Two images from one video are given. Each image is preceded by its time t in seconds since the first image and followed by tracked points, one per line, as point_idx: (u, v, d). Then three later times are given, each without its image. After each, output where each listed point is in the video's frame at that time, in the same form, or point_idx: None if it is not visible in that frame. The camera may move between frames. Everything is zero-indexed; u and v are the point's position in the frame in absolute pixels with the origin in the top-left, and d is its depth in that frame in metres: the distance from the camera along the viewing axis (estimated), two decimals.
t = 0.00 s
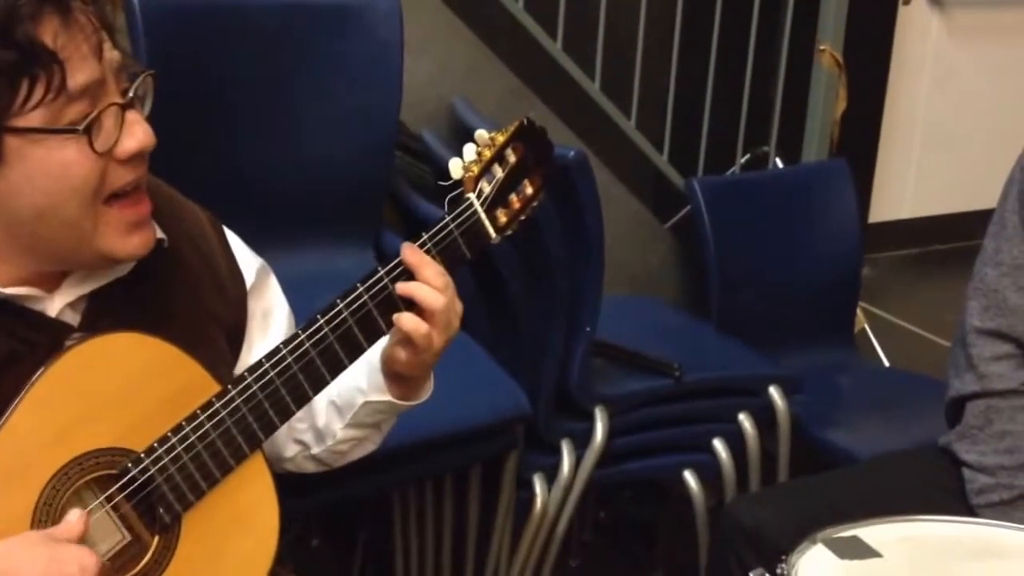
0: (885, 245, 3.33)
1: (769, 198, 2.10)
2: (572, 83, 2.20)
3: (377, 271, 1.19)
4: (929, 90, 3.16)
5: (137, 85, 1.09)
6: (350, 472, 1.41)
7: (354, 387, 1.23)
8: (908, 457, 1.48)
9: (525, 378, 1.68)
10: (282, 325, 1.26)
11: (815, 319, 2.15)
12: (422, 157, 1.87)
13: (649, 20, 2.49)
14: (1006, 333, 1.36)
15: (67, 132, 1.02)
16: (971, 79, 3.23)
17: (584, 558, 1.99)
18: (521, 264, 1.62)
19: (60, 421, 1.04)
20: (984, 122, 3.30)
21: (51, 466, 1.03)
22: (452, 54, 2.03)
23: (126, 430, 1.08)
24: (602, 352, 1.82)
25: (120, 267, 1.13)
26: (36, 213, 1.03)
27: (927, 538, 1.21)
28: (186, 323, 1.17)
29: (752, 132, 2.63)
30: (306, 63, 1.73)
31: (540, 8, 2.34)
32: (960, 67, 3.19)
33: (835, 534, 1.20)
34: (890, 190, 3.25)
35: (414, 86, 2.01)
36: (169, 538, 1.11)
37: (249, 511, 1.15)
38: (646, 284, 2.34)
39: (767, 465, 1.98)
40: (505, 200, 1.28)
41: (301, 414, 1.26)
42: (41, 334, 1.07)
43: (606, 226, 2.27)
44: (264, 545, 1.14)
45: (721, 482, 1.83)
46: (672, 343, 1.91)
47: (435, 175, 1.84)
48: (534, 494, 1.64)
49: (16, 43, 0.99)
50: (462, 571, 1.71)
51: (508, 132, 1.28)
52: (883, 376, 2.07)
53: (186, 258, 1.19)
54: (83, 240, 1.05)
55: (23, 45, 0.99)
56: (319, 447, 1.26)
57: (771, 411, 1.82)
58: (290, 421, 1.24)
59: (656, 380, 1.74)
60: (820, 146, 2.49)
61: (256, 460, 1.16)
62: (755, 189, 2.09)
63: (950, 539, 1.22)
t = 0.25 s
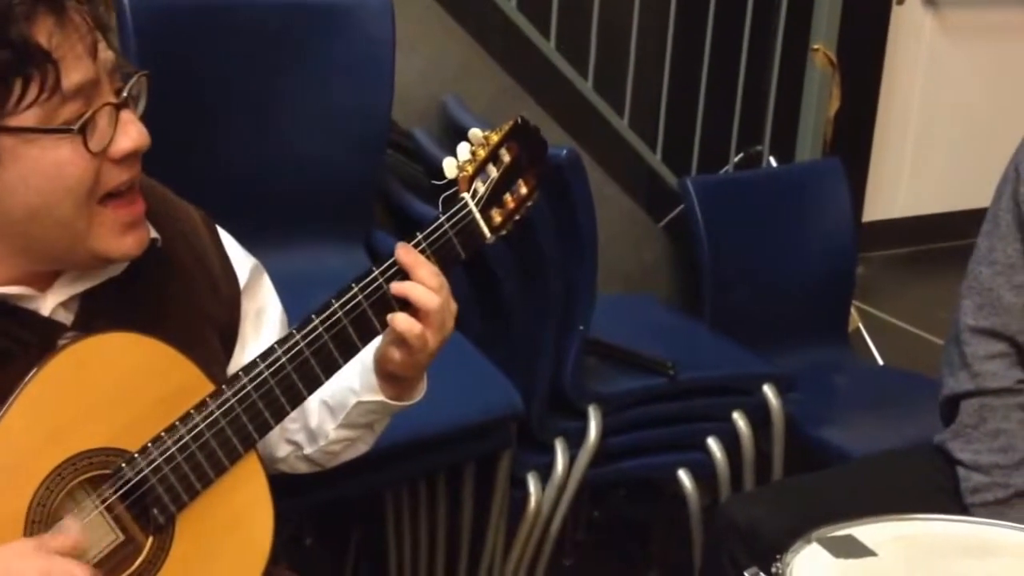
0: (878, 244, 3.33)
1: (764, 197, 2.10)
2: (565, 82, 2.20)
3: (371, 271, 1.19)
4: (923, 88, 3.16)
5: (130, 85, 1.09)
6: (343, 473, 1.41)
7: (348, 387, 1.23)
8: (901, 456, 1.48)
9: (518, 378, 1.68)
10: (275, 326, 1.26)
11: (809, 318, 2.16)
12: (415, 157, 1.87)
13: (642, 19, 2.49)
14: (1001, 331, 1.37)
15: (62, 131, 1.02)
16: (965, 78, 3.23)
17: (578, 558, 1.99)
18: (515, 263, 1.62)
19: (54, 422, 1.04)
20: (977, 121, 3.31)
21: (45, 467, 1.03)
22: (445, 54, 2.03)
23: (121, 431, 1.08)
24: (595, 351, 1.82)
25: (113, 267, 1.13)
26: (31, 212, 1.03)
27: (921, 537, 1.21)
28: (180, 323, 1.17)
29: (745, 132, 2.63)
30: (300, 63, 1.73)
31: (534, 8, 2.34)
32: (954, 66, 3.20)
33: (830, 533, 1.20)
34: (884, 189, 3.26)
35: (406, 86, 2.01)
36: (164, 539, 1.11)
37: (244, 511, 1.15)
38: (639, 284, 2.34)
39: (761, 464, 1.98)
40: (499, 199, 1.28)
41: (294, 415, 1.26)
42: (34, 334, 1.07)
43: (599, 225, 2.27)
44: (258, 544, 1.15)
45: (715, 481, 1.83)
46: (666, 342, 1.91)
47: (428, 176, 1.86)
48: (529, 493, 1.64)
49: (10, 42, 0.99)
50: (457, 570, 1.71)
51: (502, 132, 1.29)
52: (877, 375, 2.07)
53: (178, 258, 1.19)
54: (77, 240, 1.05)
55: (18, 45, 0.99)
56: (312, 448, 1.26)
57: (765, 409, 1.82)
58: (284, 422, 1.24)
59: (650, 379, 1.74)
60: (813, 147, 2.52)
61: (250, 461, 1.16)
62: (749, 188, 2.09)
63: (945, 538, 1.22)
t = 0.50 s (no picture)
0: (873, 243, 3.33)
1: (758, 196, 2.10)
2: (559, 82, 2.20)
3: (364, 270, 1.19)
4: (917, 87, 3.17)
5: (124, 85, 1.09)
6: (337, 473, 1.40)
7: (340, 387, 1.23)
8: (895, 455, 1.48)
9: (513, 377, 1.68)
10: (267, 326, 1.26)
11: (803, 317, 2.16)
12: (408, 156, 1.87)
13: (636, 18, 2.49)
14: (994, 330, 1.37)
15: (56, 131, 1.02)
16: (959, 76, 3.23)
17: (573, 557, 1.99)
18: (509, 263, 1.61)
19: (47, 421, 1.03)
20: (972, 119, 3.31)
21: (38, 467, 1.03)
22: (438, 54, 2.03)
23: (113, 431, 1.08)
24: (589, 350, 1.82)
25: (107, 267, 1.13)
26: (26, 212, 1.03)
27: (916, 535, 1.22)
28: (173, 323, 1.17)
29: (739, 131, 2.63)
30: (293, 63, 1.73)
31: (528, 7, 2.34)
32: (948, 64, 3.20)
33: (825, 532, 1.21)
34: (878, 188, 3.26)
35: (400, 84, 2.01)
36: (157, 540, 1.11)
37: (237, 511, 1.15)
38: (633, 283, 2.34)
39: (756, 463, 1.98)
40: (492, 198, 1.28)
41: (287, 415, 1.26)
42: (27, 334, 1.06)
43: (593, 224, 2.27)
44: (251, 545, 1.15)
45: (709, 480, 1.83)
46: (660, 341, 1.91)
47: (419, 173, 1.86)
48: (523, 493, 1.64)
49: (5, 42, 0.99)
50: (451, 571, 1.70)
51: (495, 130, 1.28)
52: (872, 374, 2.07)
53: (171, 258, 1.19)
54: (71, 240, 1.05)
55: (12, 44, 0.99)
56: (306, 448, 1.26)
57: (759, 408, 1.82)
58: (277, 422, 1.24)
59: (645, 378, 1.74)
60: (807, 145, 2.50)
61: (242, 461, 1.16)
62: (743, 187, 2.09)
63: (939, 536, 1.22)
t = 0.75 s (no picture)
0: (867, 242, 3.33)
1: (751, 195, 2.10)
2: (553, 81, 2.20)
3: (359, 271, 1.18)
4: (911, 85, 3.17)
5: (117, 84, 1.08)
6: (329, 474, 1.40)
7: (333, 388, 1.23)
8: (890, 453, 1.48)
9: (505, 377, 1.67)
10: (260, 327, 1.26)
11: (797, 316, 2.15)
12: (400, 155, 1.85)
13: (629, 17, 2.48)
14: (987, 327, 1.37)
15: (51, 128, 1.01)
16: (952, 75, 3.24)
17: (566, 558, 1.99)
18: (502, 262, 1.61)
19: (39, 423, 1.03)
20: (965, 118, 3.32)
21: (30, 469, 1.02)
22: (431, 53, 2.02)
23: (105, 432, 1.08)
24: (583, 350, 1.82)
25: (98, 266, 1.13)
26: (20, 210, 1.02)
27: (911, 533, 1.22)
28: (165, 323, 1.16)
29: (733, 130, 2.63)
30: (287, 61, 1.72)
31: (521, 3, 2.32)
32: (942, 63, 3.20)
33: (820, 531, 1.20)
34: (871, 186, 3.26)
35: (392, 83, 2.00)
36: (150, 540, 1.10)
37: (231, 514, 1.14)
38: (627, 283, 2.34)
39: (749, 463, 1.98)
40: (487, 200, 1.27)
41: (279, 416, 1.25)
42: (16, 333, 1.06)
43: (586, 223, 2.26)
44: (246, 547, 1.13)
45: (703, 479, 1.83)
46: (653, 341, 1.91)
47: (412, 172, 1.84)
48: (517, 492, 1.64)
49: None
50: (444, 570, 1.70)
51: (489, 131, 1.28)
52: (865, 373, 2.07)
53: (164, 259, 1.18)
54: (66, 238, 1.04)
55: (6, 42, 0.98)
56: (297, 449, 1.26)
57: (753, 407, 1.82)
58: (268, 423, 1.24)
59: (639, 378, 1.74)
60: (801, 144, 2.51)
61: (236, 462, 1.15)
62: (737, 186, 2.09)
63: (934, 534, 1.22)
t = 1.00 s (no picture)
0: (855, 240, 3.33)
1: (738, 194, 2.10)
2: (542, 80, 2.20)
3: (345, 270, 1.18)
4: (899, 83, 3.18)
5: (102, 83, 1.08)
6: (318, 475, 1.40)
7: (320, 388, 1.23)
8: (879, 449, 1.48)
9: (494, 377, 1.67)
10: (248, 328, 1.26)
11: (785, 314, 2.16)
12: (388, 154, 1.85)
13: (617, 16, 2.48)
14: (973, 326, 1.38)
15: (37, 127, 1.01)
16: (940, 73, 3.25)
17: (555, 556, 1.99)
18: (490, 261, 1.61)
19: (26, 425, 1.03)
20: (952, 116, 3.33)
21: (17, 470, 1.02)
22: (418, 52, 2.02)
23: (93, 433, 1.07)
24: (572, 349, 1.82)
25: (86, 268, 1.13)
26: (5, 210, 1.01)
27: (898, 529, 1.22)
28: (153, 323, 1.16)
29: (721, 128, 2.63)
30: (274, 61, 1.72)
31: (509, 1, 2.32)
32: (929, 61, 3.21)
33: (807, 527, 1.21)
34: (858, 184, 3.26)
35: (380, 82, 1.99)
36: (137, 542, 1.10)
37: (219, 514, 1.14)
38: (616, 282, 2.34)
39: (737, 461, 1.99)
40: (472, 196, 1.27)
41: (266, 416, 1.25)
42: (4, 335, 1.06)
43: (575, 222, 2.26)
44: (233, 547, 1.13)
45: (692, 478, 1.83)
46: (641, 339, 1.91)
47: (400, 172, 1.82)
48: (506, 492, 1.64)
49: None
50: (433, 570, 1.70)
51: (475, 128, 1.28)
52: (852, 371, 2.08)
53: (151, 260, 1.18)
54: (51, 238, 1.04)
55: None
56: (285, 450, 1.26)
57: (742, 405, 1.82)
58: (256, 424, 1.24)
59: (627, 377, 1.74)
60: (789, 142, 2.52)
61: (224, 463, 1.15)
62: (724, 185, 2.09)
63: (921, 530, 1.22)
